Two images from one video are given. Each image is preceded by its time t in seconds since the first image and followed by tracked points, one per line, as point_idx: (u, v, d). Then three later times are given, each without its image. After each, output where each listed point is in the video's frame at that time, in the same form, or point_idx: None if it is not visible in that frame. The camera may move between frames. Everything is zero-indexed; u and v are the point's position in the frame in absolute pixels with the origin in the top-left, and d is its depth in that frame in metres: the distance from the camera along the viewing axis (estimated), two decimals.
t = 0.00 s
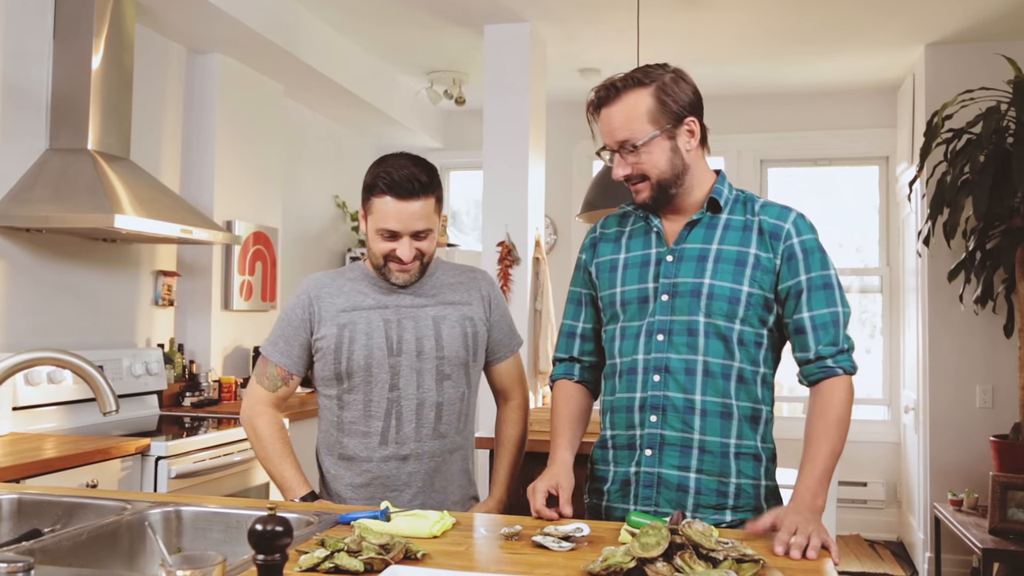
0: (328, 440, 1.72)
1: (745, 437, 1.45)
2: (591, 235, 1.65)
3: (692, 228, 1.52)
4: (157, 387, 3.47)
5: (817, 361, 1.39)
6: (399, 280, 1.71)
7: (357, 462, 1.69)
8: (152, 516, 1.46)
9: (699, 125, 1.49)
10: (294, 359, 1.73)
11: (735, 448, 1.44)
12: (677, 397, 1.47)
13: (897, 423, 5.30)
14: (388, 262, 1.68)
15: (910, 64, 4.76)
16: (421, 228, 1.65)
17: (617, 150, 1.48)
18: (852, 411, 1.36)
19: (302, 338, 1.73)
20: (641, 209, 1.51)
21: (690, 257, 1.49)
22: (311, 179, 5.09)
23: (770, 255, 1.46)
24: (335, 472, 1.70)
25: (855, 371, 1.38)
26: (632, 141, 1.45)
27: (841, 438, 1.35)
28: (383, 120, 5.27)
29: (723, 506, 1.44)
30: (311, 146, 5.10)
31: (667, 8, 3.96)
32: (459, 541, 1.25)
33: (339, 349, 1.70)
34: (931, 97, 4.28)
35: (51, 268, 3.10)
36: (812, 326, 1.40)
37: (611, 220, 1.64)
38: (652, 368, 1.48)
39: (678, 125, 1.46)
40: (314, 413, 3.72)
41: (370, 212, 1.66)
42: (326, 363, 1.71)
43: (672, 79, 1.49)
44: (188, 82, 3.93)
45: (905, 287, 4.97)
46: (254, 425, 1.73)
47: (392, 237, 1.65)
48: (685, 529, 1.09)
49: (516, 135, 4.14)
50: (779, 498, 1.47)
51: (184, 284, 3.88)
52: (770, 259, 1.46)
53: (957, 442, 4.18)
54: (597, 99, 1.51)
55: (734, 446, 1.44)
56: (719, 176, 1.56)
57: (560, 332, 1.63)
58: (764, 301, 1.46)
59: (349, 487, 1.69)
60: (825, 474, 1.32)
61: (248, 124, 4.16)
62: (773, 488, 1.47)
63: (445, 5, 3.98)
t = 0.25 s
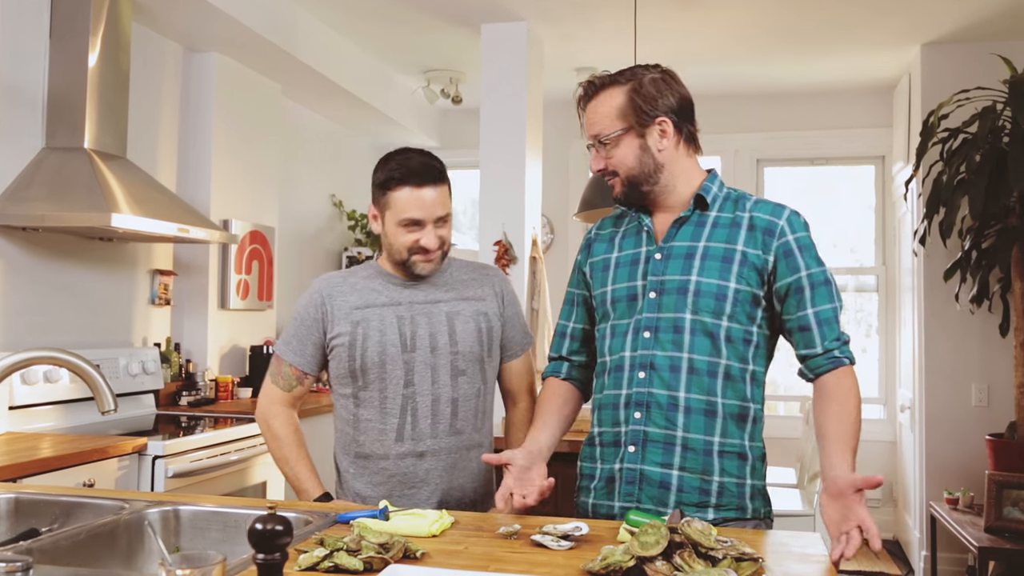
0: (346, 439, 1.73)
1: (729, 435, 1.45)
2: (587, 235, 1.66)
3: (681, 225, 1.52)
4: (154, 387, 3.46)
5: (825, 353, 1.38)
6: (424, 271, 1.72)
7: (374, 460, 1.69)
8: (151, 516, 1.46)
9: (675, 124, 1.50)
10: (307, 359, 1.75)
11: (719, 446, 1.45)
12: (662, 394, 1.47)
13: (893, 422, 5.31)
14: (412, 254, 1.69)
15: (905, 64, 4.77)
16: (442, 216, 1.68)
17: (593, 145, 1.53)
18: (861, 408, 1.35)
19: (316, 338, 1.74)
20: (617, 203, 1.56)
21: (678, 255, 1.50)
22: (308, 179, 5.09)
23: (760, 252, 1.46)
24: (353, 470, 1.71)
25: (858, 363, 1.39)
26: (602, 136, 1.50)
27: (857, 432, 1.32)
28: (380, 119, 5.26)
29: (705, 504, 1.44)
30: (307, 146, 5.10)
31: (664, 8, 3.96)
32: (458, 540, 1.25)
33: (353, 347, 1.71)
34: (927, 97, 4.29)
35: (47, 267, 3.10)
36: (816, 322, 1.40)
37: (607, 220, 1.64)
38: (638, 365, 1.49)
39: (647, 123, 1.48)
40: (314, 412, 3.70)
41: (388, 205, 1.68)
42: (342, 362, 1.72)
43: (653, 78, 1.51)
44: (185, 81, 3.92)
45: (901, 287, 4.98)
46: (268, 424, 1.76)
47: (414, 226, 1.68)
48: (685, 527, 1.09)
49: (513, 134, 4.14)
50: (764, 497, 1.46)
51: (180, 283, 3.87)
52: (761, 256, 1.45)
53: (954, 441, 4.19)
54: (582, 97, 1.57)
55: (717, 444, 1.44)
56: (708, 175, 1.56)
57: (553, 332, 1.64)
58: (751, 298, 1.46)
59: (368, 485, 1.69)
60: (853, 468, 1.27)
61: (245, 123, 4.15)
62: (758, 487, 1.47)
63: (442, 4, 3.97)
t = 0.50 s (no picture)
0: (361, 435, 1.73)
1: (702, 432, 1.45)
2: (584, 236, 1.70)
3: (661, 223, 1.53)
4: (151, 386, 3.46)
5: (811, 349, 1.36)
6: (454, 247, 1.77)
7: (391, 455, 1.70)
8: (150, 515, 1.46)
9: (653, 125, 1.53)
10: (321, 356, 1.78)
11: (691, 443, 1.45)
12: (635, 389, 1.48)
13: (889, 421, 5.32)
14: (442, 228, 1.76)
15: (902, 64, 4.78)
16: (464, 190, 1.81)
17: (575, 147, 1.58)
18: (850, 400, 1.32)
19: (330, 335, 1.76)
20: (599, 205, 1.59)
21: (657, 252, 1.51)
22: (305, 178, 5.08)
23: (738, 247, 1.45)
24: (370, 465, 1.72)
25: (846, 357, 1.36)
26: (581, 138, 1.55)
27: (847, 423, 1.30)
28: (377, 118, 5.26)
29: (677, 500, 1.46)
30: (304, 145, 5.09)
31: (661, 7, 3.96)
32: (458, 539, 1.25)
33: (368, 342, 1.73)
34: (923, 97, 4.30)
35: (44, 267, 3.09)
36: (801, 318, 1.37)
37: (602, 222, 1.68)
38: (614, 361, 1.51)
39: (625, 125, 1.51)
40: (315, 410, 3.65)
41: (416, 181, 1.79)
42: (356, 357, 1.74)
43: (631, 81, 1.54)
44: (182, 80, 3.92)
45: (898, 286, 4.99)
46: (281, 425, 1.80)
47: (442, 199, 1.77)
48: (686, 526, 1.09)
49: (510, 133, 4.14)
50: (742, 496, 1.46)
51: (178, 282, 3.87)
52: (738, 251, 1.45)
53: (951, 440, 4.19)
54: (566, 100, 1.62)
55: (689, 440, 1.45)
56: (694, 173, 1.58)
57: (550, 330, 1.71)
58: (727, 294, 1.45)
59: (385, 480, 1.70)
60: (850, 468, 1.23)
61: (242, 122, 4.15)
62: (734, 485, 1.46)
63: (439, 3, 3.97)
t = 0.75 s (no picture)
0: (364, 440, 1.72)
1: (669, 433, 1.46)
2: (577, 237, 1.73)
3: (638, 224, 1.55)
4: (148, 386, 3.45)
5: (788, 347, 1.32)
6: (459, 253, 1.79)
7: (397, 459, 1.69)
8: (149, 515, 1.46)
9: (633, 118, 1.55)
10: (317, 364, 1.76)
11: (658, 444, 1.46)
12: (604, 390, 1.51)
13: (885, 421, 5.33)
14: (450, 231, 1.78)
15: (898, 64, 4.79)
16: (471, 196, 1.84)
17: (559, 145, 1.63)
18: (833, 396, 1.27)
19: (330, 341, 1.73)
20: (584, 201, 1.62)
21: (631, 253, 1.53)
22: (302, 177, 5.08)
23: (708, 247, 1.44)
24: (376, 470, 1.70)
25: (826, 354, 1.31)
26: (564, 135, 1.60)
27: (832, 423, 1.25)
28: (375, 117, 5.25)
29: (642, 500, 1.47)
30: (302, 144, 5.09)
31: (659, 7, 3.97)
32: (458, 539, 1.25)
33: (371, 347, 1.71)
34: (920, 97, 4.32)
35: (40, 266, 3.08)
36: (776, 316, 1.34)
37: (591, 225, 1.71)
38: (588, 362, 1.54)
39: (604, 119, 1.55)
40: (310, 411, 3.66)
41: (424, 183, 1.81)
42: (358, 363, 1.72)
43: (610, 78, 1.57)
44: (179, 80, 3.91)
45: (894, 285, 5.00)
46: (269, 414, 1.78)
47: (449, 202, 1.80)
48: (686, 526, 1.10)
49: (507, 133, 4.14)
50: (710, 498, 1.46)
51: (175, 282, 3.86)
52: (707, 252, 1.44)
53: (948, 439, 4.21)
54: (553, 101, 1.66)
55: (655, 441, 1.46)
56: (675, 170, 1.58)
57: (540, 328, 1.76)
58: (696, 294, 1.45)
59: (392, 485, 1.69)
60: (840, 475, 1.19)
61: (239, 121, 4.14)
62: (701, 487, 1.47)
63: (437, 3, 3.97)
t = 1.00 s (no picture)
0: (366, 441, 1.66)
1: (651, 439, 1.47)
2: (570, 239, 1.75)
3: (625, 230, 1.56)
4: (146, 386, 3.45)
5: (773, 354, 1.36)
6: (446, 249, 1.79)
7: (403, 460, 1.66)
8: (148, 516, 1.46)
9: (619, 125, 1.56)
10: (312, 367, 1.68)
11: (640, 450, 1.47)
12: (588, 397, 1.52)
13: (882, 421, 5.34)
14: (438, 229, 1.77)
15: (894, 64, 4.80)
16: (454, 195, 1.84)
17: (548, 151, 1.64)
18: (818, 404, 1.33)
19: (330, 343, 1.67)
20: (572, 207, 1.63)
21: (618, 260, 1.53)
22: (299, 178, 5.07)
23: (692, 254, 1.45)
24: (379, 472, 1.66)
25: (811, 359, 1.35)
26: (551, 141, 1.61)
27: (813, 430, 1.32)
28: (372, 118, 5.25)
29: (625, 505, 1.48)
30: (299, 144, 5.08)
31: (656, 8, 3.97)
32: (458, 539, 1.25)
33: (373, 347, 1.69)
34: (916, 98, 4.33)
35: (37, 266, 3.07)
36: (761, 323, 1.36)
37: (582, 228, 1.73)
38: (573, 368, 1.55)
39: (590, 126, 1.56)
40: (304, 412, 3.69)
41: (414, 182, 1.79)
42: (360, 365, 1.69)
43: (598, 85, 1.58)
44: (176, 79, 3.90)
45: (891, 286, 5.01)
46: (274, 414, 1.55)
47: (438, 200, 1.79)
48: (686, 526, 1.10)
49: (504, 133, 4.14)
50: (693, 502, 1.46)
51: (172, 282, 3.86)
52: (690, 259, 1.45)
53: (944, 439, 4.21)
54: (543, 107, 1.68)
55: (638, 447, 1.47)
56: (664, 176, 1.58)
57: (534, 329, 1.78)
58: (680, 301, 1.46)
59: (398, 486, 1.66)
60: (806, 480, 1.28)
61: (236, 121, 4.14)
62: (683, 493, 1.47)
63: (436, 4, 3.97)
